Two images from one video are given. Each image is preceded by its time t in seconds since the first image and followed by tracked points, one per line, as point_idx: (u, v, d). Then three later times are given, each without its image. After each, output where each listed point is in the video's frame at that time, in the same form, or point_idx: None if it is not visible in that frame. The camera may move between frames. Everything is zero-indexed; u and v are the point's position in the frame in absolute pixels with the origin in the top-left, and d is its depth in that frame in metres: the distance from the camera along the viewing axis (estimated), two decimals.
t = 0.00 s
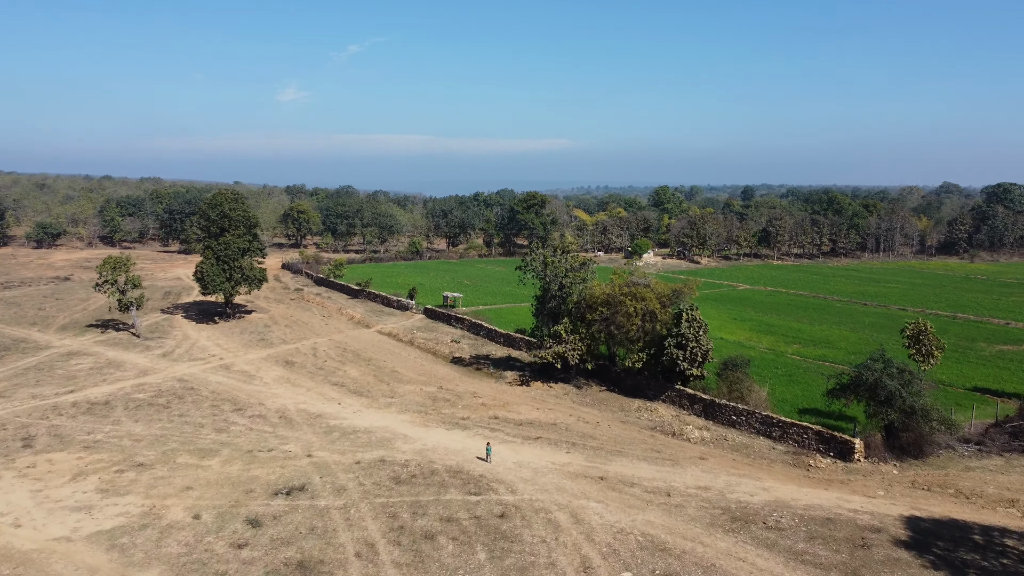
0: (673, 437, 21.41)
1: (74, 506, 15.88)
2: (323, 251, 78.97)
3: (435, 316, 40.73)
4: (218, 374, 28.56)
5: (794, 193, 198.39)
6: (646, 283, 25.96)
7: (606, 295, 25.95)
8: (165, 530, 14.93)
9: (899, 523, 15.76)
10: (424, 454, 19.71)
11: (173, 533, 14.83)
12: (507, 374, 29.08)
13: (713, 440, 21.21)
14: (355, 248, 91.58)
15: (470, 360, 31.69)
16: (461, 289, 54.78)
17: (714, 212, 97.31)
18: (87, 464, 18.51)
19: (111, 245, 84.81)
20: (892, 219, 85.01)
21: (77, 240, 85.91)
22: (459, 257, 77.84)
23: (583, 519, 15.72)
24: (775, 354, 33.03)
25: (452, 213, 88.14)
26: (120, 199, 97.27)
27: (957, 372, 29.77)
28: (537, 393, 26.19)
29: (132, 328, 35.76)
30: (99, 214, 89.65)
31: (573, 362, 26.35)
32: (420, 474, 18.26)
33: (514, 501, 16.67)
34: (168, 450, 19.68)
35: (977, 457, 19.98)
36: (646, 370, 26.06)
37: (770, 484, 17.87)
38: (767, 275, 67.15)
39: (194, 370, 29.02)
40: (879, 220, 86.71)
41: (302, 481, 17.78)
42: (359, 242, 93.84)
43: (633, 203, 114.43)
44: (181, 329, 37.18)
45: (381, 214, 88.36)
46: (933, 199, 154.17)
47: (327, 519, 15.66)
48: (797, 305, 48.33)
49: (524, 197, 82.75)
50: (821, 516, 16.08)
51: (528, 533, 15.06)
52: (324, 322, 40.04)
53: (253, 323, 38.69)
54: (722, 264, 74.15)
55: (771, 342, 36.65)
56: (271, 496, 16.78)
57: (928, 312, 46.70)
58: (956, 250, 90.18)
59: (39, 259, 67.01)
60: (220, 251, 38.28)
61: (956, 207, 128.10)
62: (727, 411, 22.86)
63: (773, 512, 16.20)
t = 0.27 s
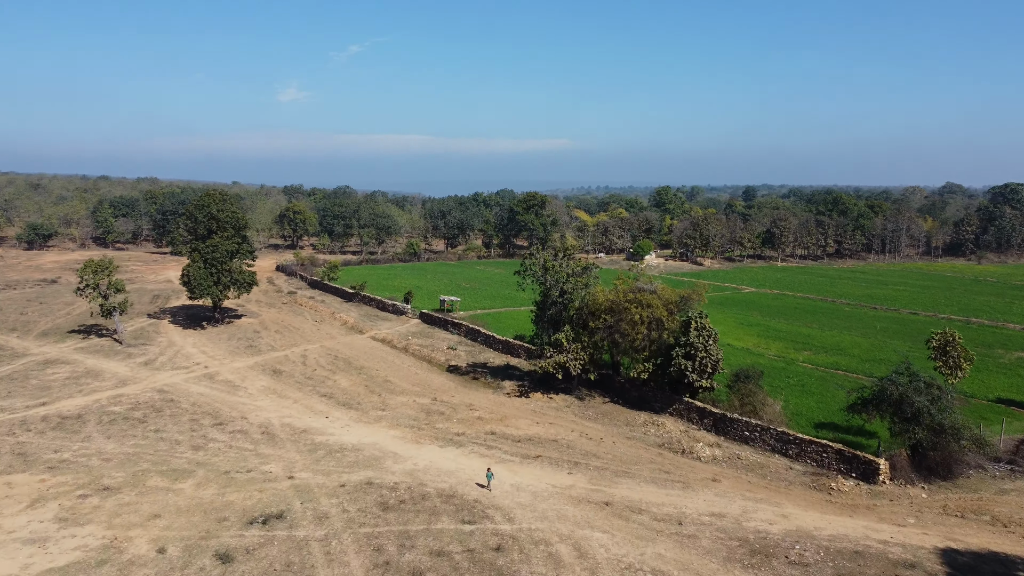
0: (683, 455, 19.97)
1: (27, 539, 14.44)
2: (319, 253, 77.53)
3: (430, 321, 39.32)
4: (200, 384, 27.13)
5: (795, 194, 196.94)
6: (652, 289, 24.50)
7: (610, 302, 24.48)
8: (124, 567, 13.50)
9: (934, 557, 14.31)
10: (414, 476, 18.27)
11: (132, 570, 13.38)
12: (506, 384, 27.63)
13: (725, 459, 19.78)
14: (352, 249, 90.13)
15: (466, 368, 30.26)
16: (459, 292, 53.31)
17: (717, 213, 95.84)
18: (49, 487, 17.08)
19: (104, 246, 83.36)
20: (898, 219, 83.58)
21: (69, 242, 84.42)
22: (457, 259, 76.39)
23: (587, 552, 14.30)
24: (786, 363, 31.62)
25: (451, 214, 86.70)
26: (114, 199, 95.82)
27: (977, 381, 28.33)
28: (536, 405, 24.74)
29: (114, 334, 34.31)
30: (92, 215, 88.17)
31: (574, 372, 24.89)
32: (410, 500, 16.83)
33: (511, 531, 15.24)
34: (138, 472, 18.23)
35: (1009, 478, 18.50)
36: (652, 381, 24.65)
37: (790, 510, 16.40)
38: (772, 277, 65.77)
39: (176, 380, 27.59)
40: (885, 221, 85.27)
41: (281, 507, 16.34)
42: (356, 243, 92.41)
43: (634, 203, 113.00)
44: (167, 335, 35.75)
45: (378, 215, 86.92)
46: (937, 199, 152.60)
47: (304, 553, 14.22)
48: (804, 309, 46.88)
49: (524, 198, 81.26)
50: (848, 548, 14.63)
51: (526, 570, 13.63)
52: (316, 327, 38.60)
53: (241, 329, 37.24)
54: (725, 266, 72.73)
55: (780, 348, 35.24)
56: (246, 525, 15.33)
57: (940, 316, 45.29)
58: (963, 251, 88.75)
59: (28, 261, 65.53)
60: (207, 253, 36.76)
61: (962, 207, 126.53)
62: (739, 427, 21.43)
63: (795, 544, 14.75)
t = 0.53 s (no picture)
0: (694, 477, 18.53)
1: None
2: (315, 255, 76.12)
3: (426, 326, 37.90)
4: (181, 395, 25.68)
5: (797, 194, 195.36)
6: (659, 296, 23.08)
7: (614, 309, 23.05)
8: None
9: None
10: (403, 502, 16.83)
11: None
12: (503, 395, 26.19)
13: (740, 481, 18.33)
14: (349, 250, 88.70)
15: (463, 377, 28.82)
16: (456, 295, 51.90)
17: (719, 213, 94.34)
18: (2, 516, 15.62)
19: (96, 248, 81.94)
20: (904, 220, 82.08)
21: (61, 243, 83.01)
22: (456, 260, 74.93)
23: None
24: (797, 372, 30.20)
25: (449, 214, 85.23)
26: (108, 199, 94.38)
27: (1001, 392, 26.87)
28: (536, 419, 23.32)
29: (95, 340, 32.86)
30: (85, 215, 86.73)
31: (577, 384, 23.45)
32: (397, 529, 15.39)
33: (507, 568, 13.79)
34: (103, 497, 16.77)
35: None
36: (658, 394, 23.24)
37: (814, 542, 14.97)
38: (777, 280, 64.33)
39: (156, 392, 26.14)
40: (891, 222, 83.77)
41: (256, 539, 14.88)
42: (353, 244, 91.00)
43: (636, 203, 111.55)
44: (151, 341, 34.32)
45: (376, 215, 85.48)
46: (941, 199, 150.97)
47: None
48: (813, 314, 45.45)
49: (524, 198, 79.79)
50: None
51: None
52: (307, 333, 37.18)
53: (229, 335, 35.80)
54: (729, 268, 71.25)
55: (790, 356, 33.83)
56: (214, 561, 13.88)
57: (953, 321, 43.86)
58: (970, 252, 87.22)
59: (17, 263, 64.08)
60: (193, 256, 35.30)
61: (967, 208, 125.02)
62: (753, 445, 20.00)
63: None
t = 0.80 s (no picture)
0: (707, 502, 17.07)
1: None
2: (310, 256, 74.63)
3: (421, 332, 36.45)
4: (159, 408, 24.20)
5: (799, 194, 193.92)
6: (666, 303, 21.59)
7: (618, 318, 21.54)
8: None
9: None
10: (390, 532, 15.36)
11: None
12: (500, 407, 24.71)
13: (758, 507, 16.88)
14: (345, 251, 87.19)
15: (458, 388, 27.36)
16: (454, 298, 50.38)
17: (722, 214, 92.84)
18: None
19: (88, 249, 80.46)
20: (910, 221, 80.58)
21: (53, 244, 81.49)
22: (454, 262, 73.43)
23: None
24: (809, 382, 28.77)
25: (448, 215, 83.72)
26: (101, 199, 92.87)
27: None
28: (536, 435, 21.86)
29: (74, 347, 31.38)
30: (77, 216, 85.21)
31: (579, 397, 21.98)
32: (381, 566, 13.92)
33: None
34: (60, 527, 15.30)
35: None
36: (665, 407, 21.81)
37: None
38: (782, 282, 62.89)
39: (132, 404, 24.66)
40: (897, 223, 82.27)
41: None
42: (350, 245, 89.45)
43: (637, 203, 110.04)
44: (133, 348, 32.84)
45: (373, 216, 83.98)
46: (945, 199, 149.41)
47: None
48: (822, 318, 44.00)
49: (523, 198, 78.23)
50: None
51: None
52: (297, 339, 35.71)
53: (215, 342, 34.32)
54: (732, 270, 69.77)
55: (801, 363, 32.36)
56: None
57: (967, 325, 42.42)
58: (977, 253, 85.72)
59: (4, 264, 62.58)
60: (177, 259, 33.81)
61: (973, 208, 123.47)
62: (769, 465, 18.53)
63: None
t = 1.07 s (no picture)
0: (722, 532, 15.60)
1: None
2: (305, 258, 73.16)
3: (416, 337, 35.00)
4: (134, 422, 22.74)
5: (801, 194, 192.43)
6: (675, 312, 20.15)
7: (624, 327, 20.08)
8: None
9: None
10: (373, 568, 13.89)
11: None
12: (498, 421, 23.25)
13: (777, 536, 15.42)
14: (342, 252, 85.72)
15: (453, 399, 25.90)
16: (451, 301, 48.95)
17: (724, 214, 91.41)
18: None
19: (80, 250, 78.97)
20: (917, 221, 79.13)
21: (43, 246, 79.99)
22: (452, 263, 71.98)
23: None
24: (823, 393, 27.36)
25: (446, 215, 82.25)
26: (94, 199, 91.38)
27: None
28: (535, 452, 20.40)
29: (51, 355, 29.91)
30: (68, 217, 83.71)
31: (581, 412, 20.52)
32: None
33: None
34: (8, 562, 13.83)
35: None
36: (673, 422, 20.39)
37: None
38: (788, 284, 61.45)
39: (106, 417, 23.19)
40: (903, 223, 80.81)
41: None
42: (347, 246, 87.97)
43: (638, 203, 108.54)
44: (113, 355, 31.38)
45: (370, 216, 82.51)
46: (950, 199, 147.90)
47: None
48: (830, 322, 42.59)
49: (522, 199, 76.79)
50: None
51: None
52: (286, 345, 34.26)
53: (200, 348, 32.85)
54: (736, 272, 68.30)
55: (812, 371, 30.94)
56: None
57: (981, 330, 41.00)
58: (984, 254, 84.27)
59: None
60: (159, 261, 32.31)
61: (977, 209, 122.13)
62: (787, 489, 17.09)
63: None
